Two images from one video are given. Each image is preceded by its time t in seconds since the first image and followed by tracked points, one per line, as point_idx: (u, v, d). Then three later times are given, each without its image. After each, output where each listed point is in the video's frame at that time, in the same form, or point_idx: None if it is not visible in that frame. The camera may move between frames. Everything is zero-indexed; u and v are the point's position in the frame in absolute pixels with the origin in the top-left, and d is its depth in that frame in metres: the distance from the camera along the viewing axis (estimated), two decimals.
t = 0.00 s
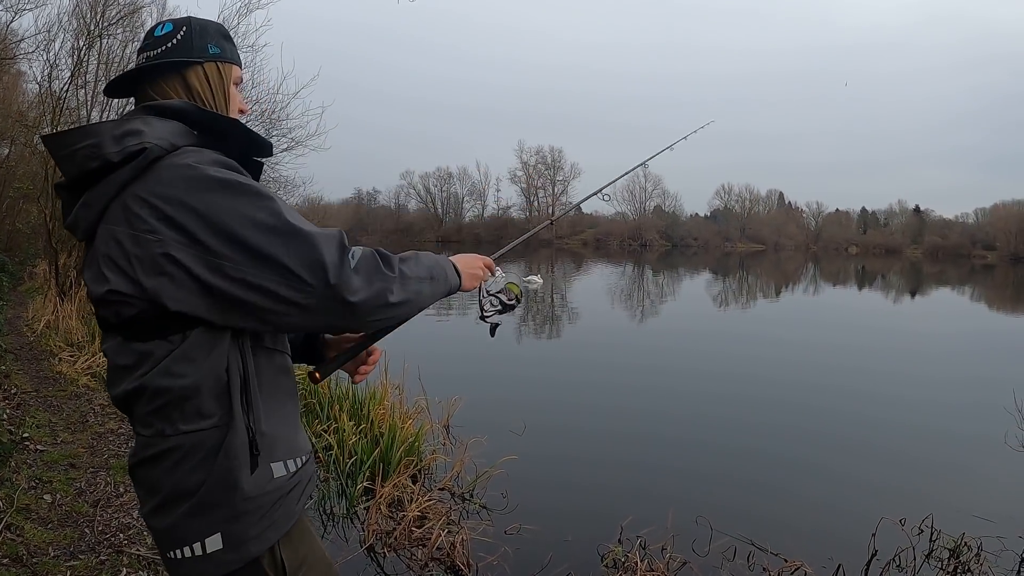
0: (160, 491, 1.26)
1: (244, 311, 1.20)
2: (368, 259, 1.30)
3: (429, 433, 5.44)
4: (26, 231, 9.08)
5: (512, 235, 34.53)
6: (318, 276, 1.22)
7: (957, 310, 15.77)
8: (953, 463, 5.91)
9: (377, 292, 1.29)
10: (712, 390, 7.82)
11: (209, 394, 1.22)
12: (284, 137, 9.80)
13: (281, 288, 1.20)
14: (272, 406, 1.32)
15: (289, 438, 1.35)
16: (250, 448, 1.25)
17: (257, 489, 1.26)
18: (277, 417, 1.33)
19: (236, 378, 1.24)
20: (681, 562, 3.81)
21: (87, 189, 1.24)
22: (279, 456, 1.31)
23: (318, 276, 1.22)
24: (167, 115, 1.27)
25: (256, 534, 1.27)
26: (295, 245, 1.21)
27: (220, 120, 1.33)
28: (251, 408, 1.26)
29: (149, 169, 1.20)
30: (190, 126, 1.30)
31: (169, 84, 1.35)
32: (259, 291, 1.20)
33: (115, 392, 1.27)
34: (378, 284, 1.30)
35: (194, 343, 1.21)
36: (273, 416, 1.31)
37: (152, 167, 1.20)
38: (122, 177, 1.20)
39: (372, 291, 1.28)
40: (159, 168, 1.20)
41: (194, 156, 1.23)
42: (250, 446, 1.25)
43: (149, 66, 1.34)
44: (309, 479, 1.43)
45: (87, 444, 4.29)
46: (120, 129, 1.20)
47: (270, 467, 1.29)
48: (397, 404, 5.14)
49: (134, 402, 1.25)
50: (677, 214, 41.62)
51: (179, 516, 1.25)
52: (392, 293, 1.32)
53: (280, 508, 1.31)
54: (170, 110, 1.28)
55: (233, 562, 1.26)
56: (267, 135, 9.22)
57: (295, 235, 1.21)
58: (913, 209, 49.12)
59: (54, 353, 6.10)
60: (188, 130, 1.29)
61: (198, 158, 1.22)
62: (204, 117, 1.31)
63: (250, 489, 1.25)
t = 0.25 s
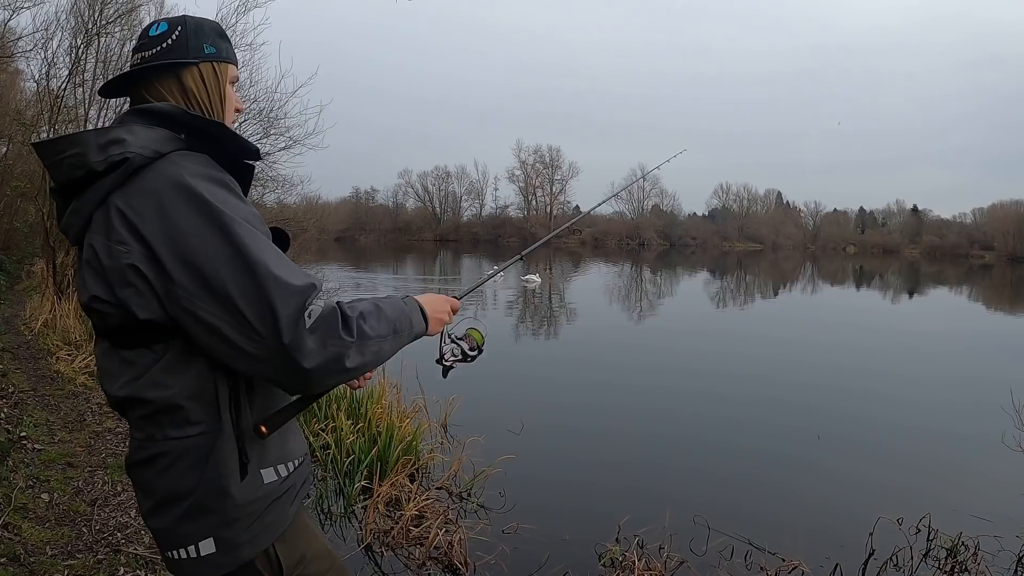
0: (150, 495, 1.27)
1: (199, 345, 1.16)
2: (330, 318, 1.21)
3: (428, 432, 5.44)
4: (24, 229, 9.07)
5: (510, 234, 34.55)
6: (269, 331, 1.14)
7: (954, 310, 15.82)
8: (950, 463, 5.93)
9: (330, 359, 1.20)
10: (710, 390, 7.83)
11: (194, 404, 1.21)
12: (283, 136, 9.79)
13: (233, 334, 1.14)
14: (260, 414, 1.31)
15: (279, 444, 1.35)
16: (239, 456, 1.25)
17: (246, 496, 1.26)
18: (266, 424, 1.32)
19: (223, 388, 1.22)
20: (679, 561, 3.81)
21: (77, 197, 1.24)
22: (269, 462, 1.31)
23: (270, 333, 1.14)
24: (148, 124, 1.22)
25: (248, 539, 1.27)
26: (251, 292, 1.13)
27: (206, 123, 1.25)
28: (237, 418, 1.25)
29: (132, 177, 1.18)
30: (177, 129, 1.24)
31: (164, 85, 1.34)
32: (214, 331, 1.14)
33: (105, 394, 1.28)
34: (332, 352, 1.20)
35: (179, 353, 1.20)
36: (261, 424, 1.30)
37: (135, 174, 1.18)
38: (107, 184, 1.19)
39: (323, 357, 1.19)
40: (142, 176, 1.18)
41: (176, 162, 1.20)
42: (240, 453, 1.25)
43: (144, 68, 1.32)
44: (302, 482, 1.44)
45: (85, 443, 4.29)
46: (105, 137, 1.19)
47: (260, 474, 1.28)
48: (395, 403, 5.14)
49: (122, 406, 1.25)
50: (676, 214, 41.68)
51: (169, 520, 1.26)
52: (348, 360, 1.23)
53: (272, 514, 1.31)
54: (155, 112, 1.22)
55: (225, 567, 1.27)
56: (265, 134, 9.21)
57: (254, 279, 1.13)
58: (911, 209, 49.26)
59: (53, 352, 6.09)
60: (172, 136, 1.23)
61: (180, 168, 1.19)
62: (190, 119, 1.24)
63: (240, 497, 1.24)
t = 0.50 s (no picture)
0: (136, 490, 1.27)
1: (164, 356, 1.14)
2: (291, 355, 1.14)
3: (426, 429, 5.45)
4: (23, 225, 9.05)
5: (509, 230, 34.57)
6: (226, 359, 1.09)
7: (952, 308, 15.87)
8: (948, 461, 5.94)
9: (283, 397, 1.15)
10: (708, 387, 7.84)
11: (181, 408, 1.19)
12: (282, 132, 9.77)
13: (194, 353, 1.10)
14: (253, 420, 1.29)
15: (272, 449, 1.33)
16: (227, 463, 1.24)
17: (234, 503, 1.24)
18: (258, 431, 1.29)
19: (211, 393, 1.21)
20: (677, 559, 3.83)
21: (72, 189, 1.23)
22: (259, 469, 1.30)
23: (226, 361, 1.09)
24: (146, 118, 1.20)
25: (236, 545, 1.26)
26: (214, 316, 1.09)
27: (208, 118, 1.22)
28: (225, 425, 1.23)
29: (124, 173, 1.16)
30: (176, 124, 1.22)
31: (172, 78, 1.33)
32: (177, 346, 1.11)
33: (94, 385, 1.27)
34: (285, 391, 1.14)
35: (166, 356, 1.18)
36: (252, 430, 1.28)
37: (127, 169, 1.16)
38: (99, 179, 1.17)
39: (276, 396, 1.14)
40: (133, 173, 1.15)
41: (166, 161, 1.16)
42: (228, 460, 1.24)
43: (153, 60, 1.31)
44: (296, 487, 1.42)
45: (84, 439, 4.29)
46: (99, 131, 1.17)
47: (250, 482, 1.27)
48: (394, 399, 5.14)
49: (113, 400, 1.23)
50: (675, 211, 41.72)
51: (155, 519, 1.26)
52: (303, 400, 1.18)
53: (260, 521, 1.30)
54: (155, 105, 1.20)
55: (215, 569, 1.26)
56: (265, 130, 9.19)
57: (219, 302, 1.09)
58: (910, 207, 49.35)
59: (52, 348, 6.09)
60: (170, 129, 1.20)
61: (172, 167, 1.15)
62: (191, 114, 1.22)
63: (226, 503, 1.23)
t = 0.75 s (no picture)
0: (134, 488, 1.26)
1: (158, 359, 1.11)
2: (286, 374, 1.10)
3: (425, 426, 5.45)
4: (21, 223, 9.04)
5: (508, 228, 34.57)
6: (219, 372, 1.05)
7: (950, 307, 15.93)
8: (946, 459, 5.96)
9: (276, 417, 1.10)
10: (708, 385, 7.84)
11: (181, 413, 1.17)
12: (281, 129, 9.75)
13: (187, 362, 1.07)
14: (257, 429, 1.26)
15: (275, 462, 1.30)
16: (227, 474, 1.21)
17: (232, 516, 1.22)
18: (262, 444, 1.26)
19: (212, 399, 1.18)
20: (676, 556, 3.84)
21: (80, 178, 1.22)
22: (260, 482, 1.27)
23: (218, 375, 1.05)
24: (156, 108, 1.18)
25: (231, 558, 1.24)
26: (208, 326, 1.05)
27: (221, 111, 1.20)
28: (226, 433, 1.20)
29: (128, 165, 1.14)
30: (188, 115, 1.19)
31: (192, 66, 1.32)
32: (170, 351, 1.08)
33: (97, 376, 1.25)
34: (279, 411, 1.10)
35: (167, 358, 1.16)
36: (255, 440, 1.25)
37: (134, 161, 1.13)
38: (106, 169, 1.16)
39: (268, 415, 1.09)
40: (137, 164, 1.13)
41: (173, 156, 1.13)
42: (227, 473, 1.21)
43: (173, 47, 1.30)
44: (299, 500, 1.39)
45: (82, 437, 4.28)
46: (106, 120, 1.15)
47: (250, 494, 1.25)
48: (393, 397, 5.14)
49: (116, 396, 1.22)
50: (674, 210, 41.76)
51: (153, 521, 1.26)
52: (296, 421, 1.13)
53: (258, 533, 1.28)
54: (168, 95, 1.18)
55: None
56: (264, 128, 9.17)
57: (214, 312, 1.05)
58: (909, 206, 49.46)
59: (50, 345, 6.08)
60: (181, 121, 1.17)
61: (177, 161, 1.12)
62: (204, 105, 1.19)
63: (223, 516, 1.21)
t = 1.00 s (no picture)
0: (140, 498, 1.21)
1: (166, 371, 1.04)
2: (302, 398, 1.04)
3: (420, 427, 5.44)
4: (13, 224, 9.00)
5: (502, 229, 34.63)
6: (231, 396, 0.99)
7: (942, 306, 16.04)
8: (941, 459, 5.98)
9: (289, 442, 1.05)
10: (705, 385, 7.85)
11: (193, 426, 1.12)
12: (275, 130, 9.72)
13: (196, 378, 1.01)
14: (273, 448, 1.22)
15: (290, 483, 1.26)
16: (241, 496, 1.17)
17: (246, 539, 1.19)
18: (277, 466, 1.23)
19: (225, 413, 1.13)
20: (669, 557, 3.85)
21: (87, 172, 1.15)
22: (274, 503, 1.23)
23: (229, 398, 0.99)
24: (173, 100, 1.09)
25: None
26: (220, 343, 0.98)
27: (242, 107, 1.13)
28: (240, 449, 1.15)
29: (139, 161, 1.06)
30: (207, 109, 1.12)
31: (214, 56, 1.22)
32: (178, 365, 1.02)
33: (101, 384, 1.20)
34: (291, 438, 1.05)
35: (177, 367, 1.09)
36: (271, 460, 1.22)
37: (144, 156, 1.06)
38: (113, 163, 1.08)
39: (281, 440, 1.04)
40: (149, 160, 1.05)
41: (188, 152, 1.05)
42: (242, 495, 1.17)
43: (195, 35, 1.20)
44: (312, 517, 1.37)
45: (75, 439, 4.26)
46: (116, 110, 1.08)
47: (264, 516, 1.22)
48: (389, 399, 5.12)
49: (121, 407, 1.18)
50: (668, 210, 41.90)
51: (160, 539, 1.21)
52: (308, 447, 1.09)
53: (271, 554, 1.24)
54: (187, 86, 1.10)
55: None
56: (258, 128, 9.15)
57: (227, 329, 0.98)
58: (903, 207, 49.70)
59: (44, 347, 6.05)
60: (199, 115, 1.10)
61: (191, 160, 1.04)
62: (225, 100, 1.12)
63: (236, 539, 1.18)
